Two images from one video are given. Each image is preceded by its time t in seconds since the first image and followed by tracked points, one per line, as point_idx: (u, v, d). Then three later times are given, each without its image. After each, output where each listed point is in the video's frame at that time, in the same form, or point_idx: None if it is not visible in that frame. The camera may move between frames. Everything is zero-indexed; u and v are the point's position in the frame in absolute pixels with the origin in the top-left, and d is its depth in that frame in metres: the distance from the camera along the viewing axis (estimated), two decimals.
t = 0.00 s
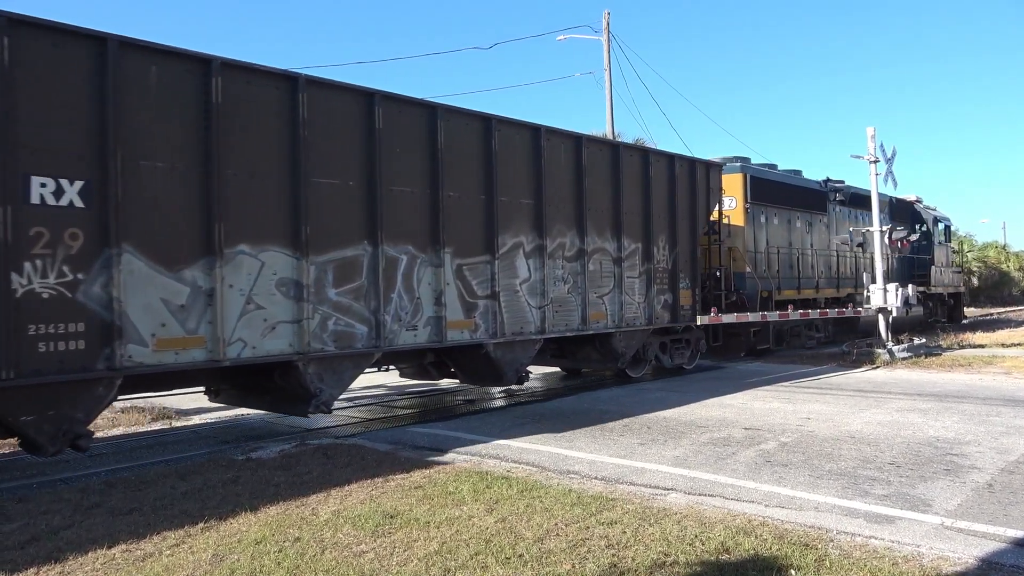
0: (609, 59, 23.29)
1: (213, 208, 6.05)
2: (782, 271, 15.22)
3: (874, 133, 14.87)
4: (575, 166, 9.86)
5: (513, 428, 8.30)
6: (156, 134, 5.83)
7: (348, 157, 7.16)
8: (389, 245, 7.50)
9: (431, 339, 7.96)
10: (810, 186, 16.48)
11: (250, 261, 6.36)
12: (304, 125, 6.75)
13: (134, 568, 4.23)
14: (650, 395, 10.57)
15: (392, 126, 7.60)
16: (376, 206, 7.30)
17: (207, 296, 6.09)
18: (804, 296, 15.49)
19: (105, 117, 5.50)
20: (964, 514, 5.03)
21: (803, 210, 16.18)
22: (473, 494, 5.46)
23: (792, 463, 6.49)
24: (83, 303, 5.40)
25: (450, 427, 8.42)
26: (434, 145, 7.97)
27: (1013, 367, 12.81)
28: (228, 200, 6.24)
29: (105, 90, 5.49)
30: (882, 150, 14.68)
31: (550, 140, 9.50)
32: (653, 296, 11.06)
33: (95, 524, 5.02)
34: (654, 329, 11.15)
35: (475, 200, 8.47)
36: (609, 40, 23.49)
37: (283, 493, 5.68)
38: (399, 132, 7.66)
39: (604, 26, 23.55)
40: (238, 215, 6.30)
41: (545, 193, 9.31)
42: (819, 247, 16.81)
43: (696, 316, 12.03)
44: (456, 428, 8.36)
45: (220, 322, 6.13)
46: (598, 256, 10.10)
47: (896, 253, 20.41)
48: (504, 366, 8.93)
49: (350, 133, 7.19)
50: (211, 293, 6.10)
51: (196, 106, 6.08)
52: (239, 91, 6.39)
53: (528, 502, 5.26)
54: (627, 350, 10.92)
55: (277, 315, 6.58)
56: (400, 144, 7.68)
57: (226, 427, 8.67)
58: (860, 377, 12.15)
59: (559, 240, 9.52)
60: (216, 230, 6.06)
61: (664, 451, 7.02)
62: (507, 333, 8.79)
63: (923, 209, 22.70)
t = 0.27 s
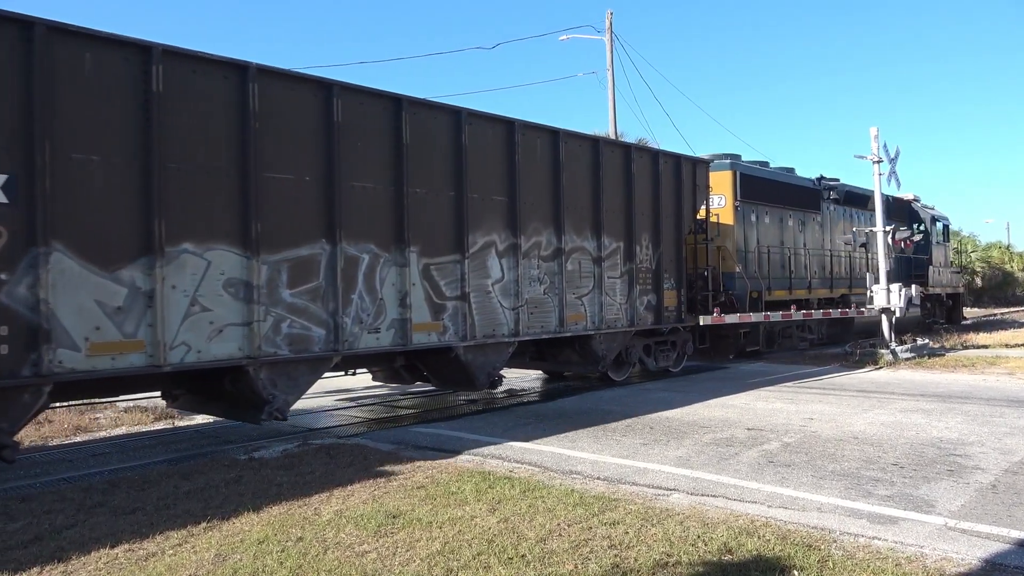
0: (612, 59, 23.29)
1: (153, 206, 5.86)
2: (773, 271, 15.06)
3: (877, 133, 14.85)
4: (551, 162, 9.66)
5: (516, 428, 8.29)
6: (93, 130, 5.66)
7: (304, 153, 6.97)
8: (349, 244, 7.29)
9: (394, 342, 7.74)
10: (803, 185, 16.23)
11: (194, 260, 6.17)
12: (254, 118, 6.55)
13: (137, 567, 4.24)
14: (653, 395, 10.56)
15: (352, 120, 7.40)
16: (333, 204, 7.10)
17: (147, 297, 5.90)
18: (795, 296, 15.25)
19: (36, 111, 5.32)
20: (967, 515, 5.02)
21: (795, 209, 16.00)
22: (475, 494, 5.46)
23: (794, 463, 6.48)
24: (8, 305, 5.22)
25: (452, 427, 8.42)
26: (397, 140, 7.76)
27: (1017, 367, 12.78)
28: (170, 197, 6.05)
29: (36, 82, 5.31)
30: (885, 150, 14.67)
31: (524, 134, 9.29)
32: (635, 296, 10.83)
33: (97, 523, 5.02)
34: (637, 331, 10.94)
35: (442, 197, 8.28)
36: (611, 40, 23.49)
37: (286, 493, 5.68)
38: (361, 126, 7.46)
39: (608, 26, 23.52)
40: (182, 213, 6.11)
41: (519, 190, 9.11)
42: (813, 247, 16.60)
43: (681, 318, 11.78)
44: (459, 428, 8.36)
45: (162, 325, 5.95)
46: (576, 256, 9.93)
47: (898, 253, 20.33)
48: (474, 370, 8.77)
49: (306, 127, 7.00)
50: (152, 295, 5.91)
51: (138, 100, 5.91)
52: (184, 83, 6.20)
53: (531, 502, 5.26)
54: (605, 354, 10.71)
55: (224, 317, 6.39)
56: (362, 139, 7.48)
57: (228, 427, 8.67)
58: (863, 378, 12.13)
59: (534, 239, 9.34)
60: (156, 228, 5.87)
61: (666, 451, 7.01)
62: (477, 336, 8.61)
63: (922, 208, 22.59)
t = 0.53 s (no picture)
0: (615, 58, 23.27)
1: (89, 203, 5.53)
2: (765, 270, 14.77)
3: (881, 132, 14.81)
4: (526, 158, 9.44)
5: (520, 428, 8.28)
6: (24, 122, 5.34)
7: (258, 147, 6.68)
8: (307, 242, 6.98)
9: (356, 345, 7.42)
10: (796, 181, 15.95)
11: (134, 260, 5.84)
12: (201, 109, 6.24)
13: (142, 567, 4.25)
14: (657, 395, 10.54)
15: (311, 112, 7.10)
16: (288, 201, 6.79)
17: (82, 299, 5.56)
18: (787, 297, 15.01)
19: None
20: (973, 515, 5.00)
21: (789, 207, 15.70)
22: (480, 494, 5.46)
23: (799, 463, 6.47)
24: None
25: (457, 427, 8.42)
26: (355, 136, 7.46)
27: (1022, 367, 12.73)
28: (110, 195, 5.74)
29: None
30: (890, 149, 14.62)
31: (497, 128, 9.06)
32: (615, 296, 10.67)
33: (103, 523, 5.04)
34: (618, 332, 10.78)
35: (410, 194, 7.98)
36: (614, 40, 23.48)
37: (291, 493, 5.69)
38: (321, 119, 7.18)
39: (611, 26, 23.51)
40: (121, 210, 5.79)
41: (491, 187, 8.88)
42: (807, 245, 16.32)
43: (666, 318, 11.70)
44: (463, 428, 8.36)
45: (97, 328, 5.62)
46: (553, 255, 9.75)
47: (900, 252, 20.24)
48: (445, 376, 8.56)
49: (260, 120, 6.71)
50: (86, 296, 5.57)
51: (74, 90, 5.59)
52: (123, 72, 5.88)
53: (535, 502, 5.26)
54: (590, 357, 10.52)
55: (168, 320, 6.06)
56: (321, 133, 7.21)
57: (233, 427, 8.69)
58: (868, 378, 12.09)
59: (507, 237, 9.11)
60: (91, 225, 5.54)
61: (671, 451, 7.00)
62: (447, 338, 8.35)
63: (922, 206, 22.46)
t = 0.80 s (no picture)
0: (618, 58, 23.26)
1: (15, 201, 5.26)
2: (755, 270, 14.55)
3: (884, 131, 14.79)
4: (499, 153, 9.11)
5: (524, 428, 8.28)
6: None
7: (205, 141, 6.38)
8: (257, 240, 6.68)
9: (314, 349, 7.13)
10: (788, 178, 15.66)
11: (65, 261, 5.57)
12: (138, 100, 5.94)
13: (147, 567, 4.26)
14: (661, 395, 10.52)
15: (263, 105, 6.79)
16: (238, 197, 6.48)
17: (7, 302, 5.29)
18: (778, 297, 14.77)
19: None
20: (978, 515, 4.98)
21: (781, 206, 15.47)
22: (483, 494, 5.46)
23: (803, 463, 6.45)
24: None
25: (460, 427, 8.42)
26: (313, 131, 7.14)
27: None
28: (41, 192, 5.46)
29: None
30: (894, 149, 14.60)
31: (468, 122, 8.73)
32: (595, 296, 10.36)
33: (107, 523, 5.05)
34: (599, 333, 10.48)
35: (372, 190, 7.66)
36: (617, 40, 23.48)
37: (295, 493, 5.69)
38: (274, 112, 6.87)
39: (614, 26, 23.49)
40: (53, 209, 5.52)
41: (461, 183, 8.56)
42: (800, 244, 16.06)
43: (649, 318, 11.37)
44: (467, 428, 8.36)
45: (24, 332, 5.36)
46: (528, 254, 9.44)
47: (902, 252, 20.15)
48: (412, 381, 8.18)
49: (207, 112, 6.41)
50: (11, 299, 5.30)
51: None
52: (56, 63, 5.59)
53: (539, 502, 5.25)
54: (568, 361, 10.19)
55: (103, 324, 5.79)
56: (275, 128, 6.90)
57: (237, 427, 8.71)
58: (873, 377, 12.06)
59: (479, 236, 8.79)
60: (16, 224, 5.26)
61: (675, 451, 6.99)
62: (413, 341, 8.05)
63: (920, 204, 22.26)
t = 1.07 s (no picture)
0: (621, 58, 23.24)
1: None
2: (745, 268, 14.15)
3: (888, 131, 14.75)
4: (470, 148, 8.63)
5: (527, 428, 8.27)
6: None
7: (145, 132, 5.94)
8: (203, 239, 6.24)
9: (267, 354, 6.69)
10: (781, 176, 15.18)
11: None
12: (71, 90, 5.52)
13: (151, 566, 4.27)
14: (664, 395, 10.51)
15: (209, 94, 6.35)
16: (181, 194, 6.05)
17: None
18: (768, 297, 14.36)
19: None
20: (982, 515, 4.97)
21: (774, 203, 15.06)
22: (486, 494, 5.46)
23: (807, 463, 6.44)
24: None
25: (463, 427, 8.42)
26: (266, 123, 6.71)
27: None
28: None
29: None
30: (897, 148, 14.57)
31: (436, 115, 8.26)
32: (574, 296, 9.88)
33: (111, 522, 5.07)
34: (578, 335, 10.01)
35: (330, 186, 7.21)
36: (620, 39, 23.46)
37: (299, 493, 5.69)
38: (222, 102, 6.40)
39: (617, 25, 23.47)
40: None
41: (429, 178, 8.09)
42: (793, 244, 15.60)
43: (631, 319, 10.88)
44: (470, 428, 8.36)
45: None
46: (501, 253, 8.96)
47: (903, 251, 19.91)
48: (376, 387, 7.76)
49: (148, 101, 5.97)
50: None
51: None
52: None
53: (542, 502, 5.25)
54: (545, 364, 9.71)
55: (32, 328, 5.37)
56: (224, 119, 6.46)
57: (241, 427, 8.72)
58: (877, 377, 12.02)
59: (448, 234, 8.32)
60: None
61: (678, 451, 6.99)
62: (375, 345, 7.59)
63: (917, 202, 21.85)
